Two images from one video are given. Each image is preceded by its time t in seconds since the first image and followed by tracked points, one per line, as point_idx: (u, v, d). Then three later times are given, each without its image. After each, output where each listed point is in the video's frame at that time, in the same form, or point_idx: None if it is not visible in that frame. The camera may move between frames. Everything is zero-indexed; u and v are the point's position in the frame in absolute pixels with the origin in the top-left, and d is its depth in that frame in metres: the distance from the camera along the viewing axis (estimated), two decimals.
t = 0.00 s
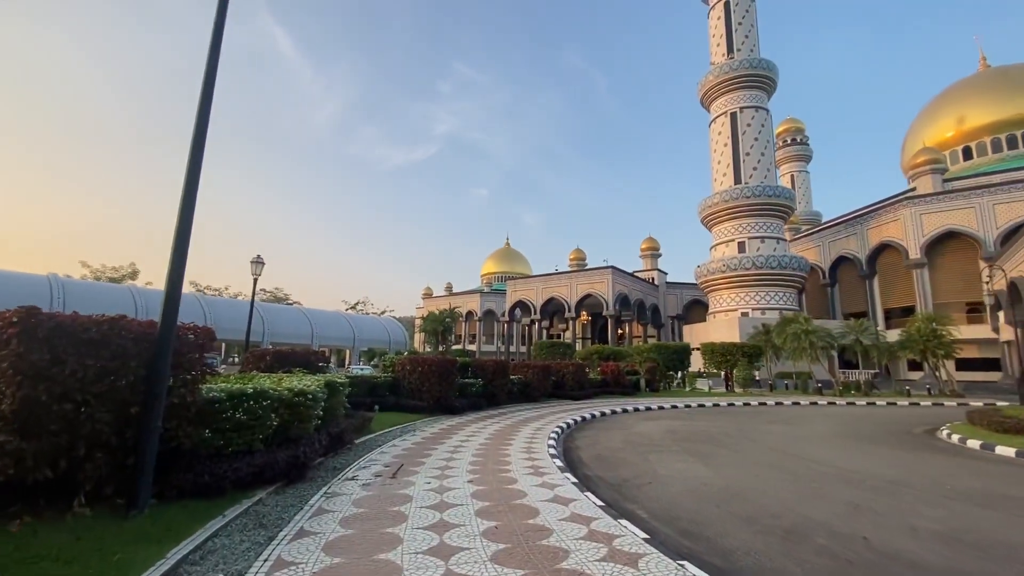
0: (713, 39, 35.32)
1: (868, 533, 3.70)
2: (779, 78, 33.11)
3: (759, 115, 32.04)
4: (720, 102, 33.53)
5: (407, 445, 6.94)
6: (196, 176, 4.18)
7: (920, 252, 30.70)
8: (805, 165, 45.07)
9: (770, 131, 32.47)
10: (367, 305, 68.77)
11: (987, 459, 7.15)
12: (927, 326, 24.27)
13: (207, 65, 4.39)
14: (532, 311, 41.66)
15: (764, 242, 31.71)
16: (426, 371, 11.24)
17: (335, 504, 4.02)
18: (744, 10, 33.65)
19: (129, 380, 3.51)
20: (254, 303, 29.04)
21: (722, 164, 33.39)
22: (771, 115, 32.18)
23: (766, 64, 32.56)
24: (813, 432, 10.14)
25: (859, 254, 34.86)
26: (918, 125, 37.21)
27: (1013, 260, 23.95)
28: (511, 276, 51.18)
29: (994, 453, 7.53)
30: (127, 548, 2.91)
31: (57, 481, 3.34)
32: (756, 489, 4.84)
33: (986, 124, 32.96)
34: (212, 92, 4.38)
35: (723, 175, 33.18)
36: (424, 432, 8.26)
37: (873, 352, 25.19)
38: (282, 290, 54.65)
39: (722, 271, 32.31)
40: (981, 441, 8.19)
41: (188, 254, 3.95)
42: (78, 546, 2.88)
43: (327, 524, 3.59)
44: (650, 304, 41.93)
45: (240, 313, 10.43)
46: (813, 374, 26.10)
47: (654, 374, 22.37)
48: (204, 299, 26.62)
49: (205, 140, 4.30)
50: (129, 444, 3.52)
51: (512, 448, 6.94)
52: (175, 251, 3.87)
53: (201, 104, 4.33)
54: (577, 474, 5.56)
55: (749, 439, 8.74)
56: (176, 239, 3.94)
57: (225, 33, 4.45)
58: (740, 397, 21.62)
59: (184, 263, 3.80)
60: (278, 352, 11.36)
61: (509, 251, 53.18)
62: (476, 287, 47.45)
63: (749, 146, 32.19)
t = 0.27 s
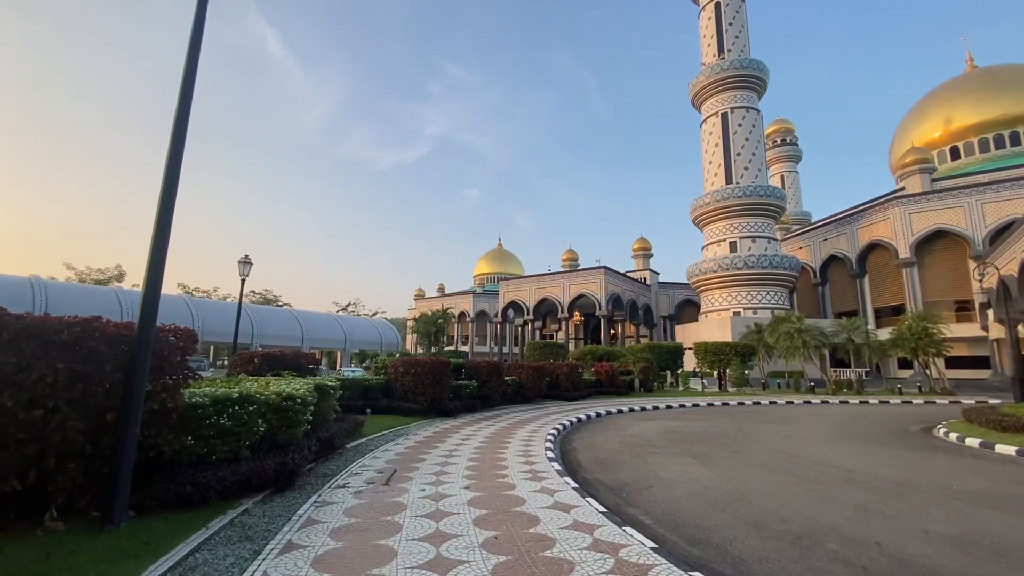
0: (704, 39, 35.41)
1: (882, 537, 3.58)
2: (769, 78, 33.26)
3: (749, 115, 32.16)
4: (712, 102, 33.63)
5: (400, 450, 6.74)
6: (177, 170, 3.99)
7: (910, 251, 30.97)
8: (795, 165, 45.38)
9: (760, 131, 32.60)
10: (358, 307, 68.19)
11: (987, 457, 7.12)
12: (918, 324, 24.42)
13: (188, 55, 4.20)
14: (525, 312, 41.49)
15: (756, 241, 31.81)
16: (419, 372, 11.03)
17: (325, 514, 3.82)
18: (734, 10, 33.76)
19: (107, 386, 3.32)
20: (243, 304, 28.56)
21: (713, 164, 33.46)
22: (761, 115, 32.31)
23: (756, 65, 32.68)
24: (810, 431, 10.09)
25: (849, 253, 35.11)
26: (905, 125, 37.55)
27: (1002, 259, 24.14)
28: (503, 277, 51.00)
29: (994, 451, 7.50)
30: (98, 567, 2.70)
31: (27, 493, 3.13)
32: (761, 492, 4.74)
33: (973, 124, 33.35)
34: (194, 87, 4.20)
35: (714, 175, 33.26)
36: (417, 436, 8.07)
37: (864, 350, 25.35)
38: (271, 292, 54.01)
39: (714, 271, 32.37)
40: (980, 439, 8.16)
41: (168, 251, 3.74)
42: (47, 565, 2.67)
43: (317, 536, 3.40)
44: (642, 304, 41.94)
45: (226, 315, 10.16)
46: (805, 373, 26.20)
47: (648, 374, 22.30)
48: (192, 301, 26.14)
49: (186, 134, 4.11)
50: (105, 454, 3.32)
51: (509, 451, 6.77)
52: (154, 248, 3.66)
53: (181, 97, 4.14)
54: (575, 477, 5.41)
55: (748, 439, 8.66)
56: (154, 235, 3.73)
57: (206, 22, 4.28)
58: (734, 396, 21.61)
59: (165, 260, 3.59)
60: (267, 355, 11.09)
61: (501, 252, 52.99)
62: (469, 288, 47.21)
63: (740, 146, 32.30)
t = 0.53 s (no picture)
0: (692, 43, 35.62)
1: (892, 542, 3.48)
2: (757, 81, 33.51)
3: (738, 118, 32.39)
4: (701, 105, 33.81)
5: (392, 457, 6.54)
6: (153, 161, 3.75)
7: (897, 252, 31.31)
8: (783, 168, 45.79)
9: (749, 134, 32.79)
10: (348, 311, 67.77)
11: (985, 457, 7.07)
12: (908, 324, 24.62)
13: (165, 42, 3.99)
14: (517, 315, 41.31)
15: (746, 243, 31.95)
16: (410, 376, 10.81)
17: (312, 528, 3.61)
18: (723, 14, 33.95)
19: (75, 394, 3.12)
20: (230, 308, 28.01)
21: (703, 166, 33.61)
22: (750, 118, 32.54)
23: (745, 68, 32.88)
24: (805, 432, 10.03)
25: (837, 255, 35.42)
26: (890, 128, 38.04)
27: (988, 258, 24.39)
28: (494, 280, 50.81)
29: (992, 450, 7.47)
30: None
31: None
32: (765, 497, 4.62)
33: (956, 127, 33.89)
34: (172, 73, 4.00)
35: (704, 177, 33.38)
36: (409, 442, 7.85)
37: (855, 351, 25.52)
38: (259, 296, 53.27)
39: (704, 272, 32.45)
40: (977, 438, 8.13)
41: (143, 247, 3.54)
42: None
43: (301, 553, 3.17)
44: (634, 306, 41.97)
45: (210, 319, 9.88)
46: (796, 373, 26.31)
47: (641, 376, 22.22)
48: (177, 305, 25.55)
49: (162, 125, 3.91)
50: (73, 467, 3.09)
51: (504, 456, 6.59)
52: (127, 245, 3.45)
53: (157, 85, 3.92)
54: (573, 484, 5.23)
55: (744, 441, 8.57)
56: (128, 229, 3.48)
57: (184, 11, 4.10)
58: (726, 398, 21.58)
59: (140, 258, 3.37)
60: (254, 360, 10.82)
61: (492, 255, 52.83)
62: (460, 291, 46.96)
63: (729, 148, 32.48)
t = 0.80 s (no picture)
0: (679, 42, 35.74)
1: (902, 546, 3.41)
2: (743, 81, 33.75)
3: (724, 117, 32.59)
4: (687, 104, 33.95)
5: (381, 460, 6.33)
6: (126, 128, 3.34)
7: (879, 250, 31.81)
8: (766, 168, 46.30)
9: (735, 133, 33.03)
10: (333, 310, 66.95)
11: (976, 454, 7.11)
12: (891, 322, 25.00)
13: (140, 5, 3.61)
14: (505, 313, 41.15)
15: (732, 241, 32.19)
16: (398, 377, 10.59)
17: (297, 539, 3.41)
18: (709, 14, 34.13)
19: (39, 400, 2.89)
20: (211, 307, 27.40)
21: (690, 165, 33.76)
22: (736, 117, 32.78)
23: (730, 68, 33.10)
24: (795, 429, 10.06)
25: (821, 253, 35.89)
26: (872, 128, 38.63)
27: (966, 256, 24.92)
28: (482, 279, 50.59)
29: (982, 447, 7.52)
30: None
31: None
32: (766, 498, 4.53)
33: (936, 128, 34.53)
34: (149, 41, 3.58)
35: (691, 176, 33.54)
36: (397, 444, 7.64)
37: (839, 347, 25.84)
38: (242, 295, 52.36)
39: (691, 271, 32.63)
40: (966, 434, 8.19)
41: (112, 241, 3.19)
42: None
43: (285, 569, 2.96)
44: (621, 304, 42.09)
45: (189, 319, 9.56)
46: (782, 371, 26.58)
47: (630, 374, 22.23)
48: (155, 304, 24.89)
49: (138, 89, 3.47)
50: (37, 478, 2.86)
51: (496, 458, 6.42)
52: (96, 231, 3.12)
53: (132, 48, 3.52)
54: (567, 486, 5.09)
55: (737, 439, 8.54)
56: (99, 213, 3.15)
57: None
58: (714, 396, 21.69)
59: (109, 250, 3.11)
60: (235, 360, 10.51)
61: (479, 253, 52.62)
62: (447, 290, 46.69)
63: (716, 147, 32.67)
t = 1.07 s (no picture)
0: (666, 41, 35.84)
1: (909, 544, 3.34)
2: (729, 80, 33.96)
3: (711, 116, 32.78)
4: (675, 103, 34.08)
5: (370, 460, 6.13)
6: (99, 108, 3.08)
7: (862, 248, 32.30)
8: (752, 167, 46.76)
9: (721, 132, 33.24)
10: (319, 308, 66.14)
11: (967, 448, 7.15)
12: (874, 318, 25.37)
13: None
14: (493, 311, 40.99)
15: (718, 240, 32.41)
16: (387, 375, 10.37)
17: (284, 546, 3.22)
18: (696, 13, 34.24)
19: None
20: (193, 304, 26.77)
21: (677, 164, 33.89)
22: (722, 116, 32.98)
23: (717, 67, 33.27)
24: (786, 426, 10.07)
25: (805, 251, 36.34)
26: (855, 128, 39.20)
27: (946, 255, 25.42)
28: (469, 277, 50.36)
29: (971, 441, 7.58)
30: None
31: None
32: (767, 497, 4.45)
33: (916, 129, 35.13)
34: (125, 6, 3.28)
35: (678, 175, 33.68)
36: (387, 443, 7.43)
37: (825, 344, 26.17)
38: (224, 292, 51.41)
39: (678, 268, 32.79)
40: (955, 429, 8.25)
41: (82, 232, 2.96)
42: None
43: None
44: (609, 302, 42.19)
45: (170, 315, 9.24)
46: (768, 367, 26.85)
47: (619, 371, 22.24)
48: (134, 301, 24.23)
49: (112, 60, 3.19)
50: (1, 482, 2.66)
51: (490, 456, 6.26)
52: (65, 219, 2.89)
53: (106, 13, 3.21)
54: (564, 485, 4.95)
55: (730, 436, 8.50)
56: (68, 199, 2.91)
57: None
58: (702, 392, 21.79)
59: (79, 239, 2.87)
60: (218, 358, 10.22)
61: (467, 251, 52.38)
62: (435, 287, 46.41)
63: (703, 146, 32.85)
